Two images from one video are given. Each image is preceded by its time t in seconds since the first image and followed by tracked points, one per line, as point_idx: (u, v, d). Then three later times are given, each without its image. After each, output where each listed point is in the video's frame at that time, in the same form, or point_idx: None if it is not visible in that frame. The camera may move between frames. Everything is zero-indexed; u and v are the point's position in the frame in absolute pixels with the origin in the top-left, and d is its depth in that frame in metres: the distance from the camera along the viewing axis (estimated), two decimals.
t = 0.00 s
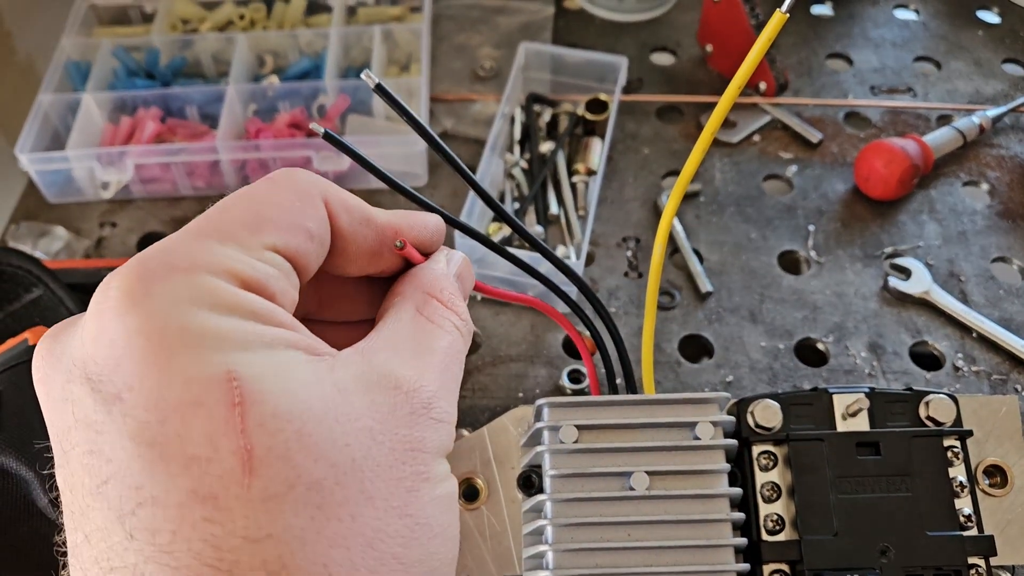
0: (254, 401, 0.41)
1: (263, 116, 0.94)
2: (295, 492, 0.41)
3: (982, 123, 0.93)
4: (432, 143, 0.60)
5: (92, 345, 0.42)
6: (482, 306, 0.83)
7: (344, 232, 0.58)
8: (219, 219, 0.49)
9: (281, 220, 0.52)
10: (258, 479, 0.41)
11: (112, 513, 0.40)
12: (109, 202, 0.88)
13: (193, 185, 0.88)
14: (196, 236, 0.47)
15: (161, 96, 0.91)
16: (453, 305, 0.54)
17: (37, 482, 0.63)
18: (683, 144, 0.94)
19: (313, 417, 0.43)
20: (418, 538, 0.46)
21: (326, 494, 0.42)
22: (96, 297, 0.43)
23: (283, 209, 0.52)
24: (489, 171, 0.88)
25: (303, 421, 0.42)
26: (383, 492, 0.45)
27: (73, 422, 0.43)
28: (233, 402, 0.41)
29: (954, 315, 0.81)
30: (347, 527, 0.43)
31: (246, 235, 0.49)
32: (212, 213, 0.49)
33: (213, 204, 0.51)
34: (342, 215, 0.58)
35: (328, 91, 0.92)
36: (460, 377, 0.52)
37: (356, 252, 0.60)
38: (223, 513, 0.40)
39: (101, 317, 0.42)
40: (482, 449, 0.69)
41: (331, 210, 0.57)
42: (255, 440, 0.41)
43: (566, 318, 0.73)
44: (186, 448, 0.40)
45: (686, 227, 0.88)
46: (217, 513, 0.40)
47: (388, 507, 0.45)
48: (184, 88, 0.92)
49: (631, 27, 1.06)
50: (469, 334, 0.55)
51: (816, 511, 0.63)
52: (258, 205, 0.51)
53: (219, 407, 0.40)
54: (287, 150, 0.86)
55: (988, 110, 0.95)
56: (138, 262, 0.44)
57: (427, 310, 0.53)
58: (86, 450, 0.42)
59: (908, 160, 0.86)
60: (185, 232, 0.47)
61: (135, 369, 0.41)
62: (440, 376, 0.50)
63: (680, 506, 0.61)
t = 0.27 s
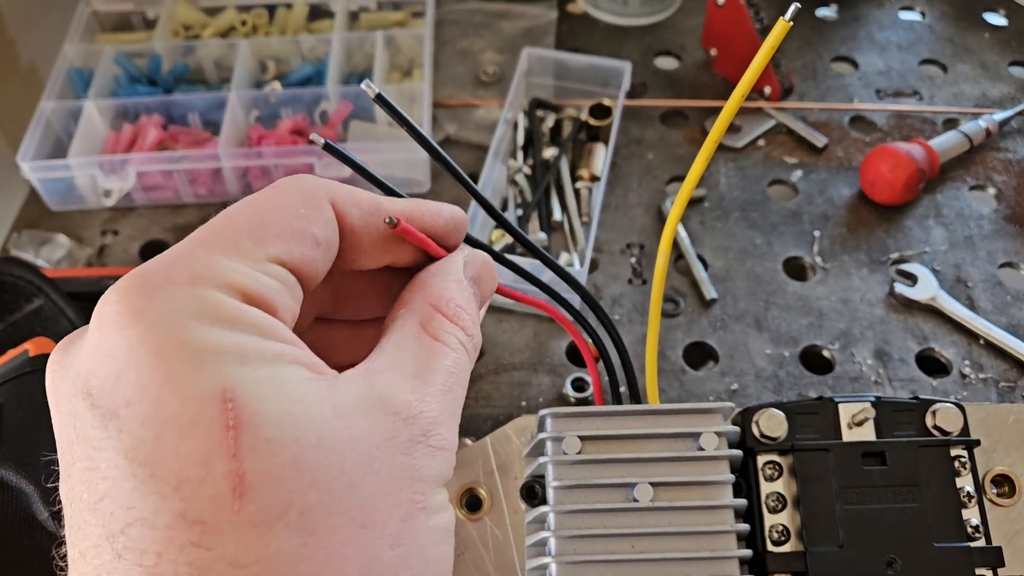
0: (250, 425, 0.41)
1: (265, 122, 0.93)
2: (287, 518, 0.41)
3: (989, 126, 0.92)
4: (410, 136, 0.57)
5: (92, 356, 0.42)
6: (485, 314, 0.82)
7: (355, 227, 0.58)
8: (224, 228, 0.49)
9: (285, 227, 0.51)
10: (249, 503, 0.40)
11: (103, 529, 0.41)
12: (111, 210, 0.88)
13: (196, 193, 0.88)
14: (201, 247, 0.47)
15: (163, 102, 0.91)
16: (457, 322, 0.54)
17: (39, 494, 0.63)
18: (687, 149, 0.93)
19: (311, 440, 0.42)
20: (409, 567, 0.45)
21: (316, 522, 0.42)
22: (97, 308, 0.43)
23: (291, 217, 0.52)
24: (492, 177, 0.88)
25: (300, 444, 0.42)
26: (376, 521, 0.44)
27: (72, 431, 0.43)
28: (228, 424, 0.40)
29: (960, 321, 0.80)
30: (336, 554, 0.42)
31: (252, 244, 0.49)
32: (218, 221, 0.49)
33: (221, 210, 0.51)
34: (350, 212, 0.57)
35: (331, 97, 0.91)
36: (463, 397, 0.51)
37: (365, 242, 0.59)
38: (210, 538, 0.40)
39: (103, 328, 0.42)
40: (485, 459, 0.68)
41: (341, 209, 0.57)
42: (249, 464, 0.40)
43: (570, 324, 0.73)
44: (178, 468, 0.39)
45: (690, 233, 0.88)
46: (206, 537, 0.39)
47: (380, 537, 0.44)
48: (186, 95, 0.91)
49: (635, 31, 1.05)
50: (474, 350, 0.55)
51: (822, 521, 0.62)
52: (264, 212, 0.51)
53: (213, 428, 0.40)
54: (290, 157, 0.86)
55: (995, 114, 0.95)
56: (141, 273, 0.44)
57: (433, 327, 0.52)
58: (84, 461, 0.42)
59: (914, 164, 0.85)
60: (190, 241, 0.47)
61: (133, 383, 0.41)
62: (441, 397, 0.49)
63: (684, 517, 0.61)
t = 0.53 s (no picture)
0: (188, 446, 0.42)
1: (268, 126, 0.92)
2: (224, 544, 0.41)
3: (1004, 128, 0.91)
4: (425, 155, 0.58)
5: (52, 373, 0.46)
6: (491, 321, 0.81)
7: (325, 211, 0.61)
8: (184, 244, 0.52)
9: (248, 233, 0.55)
10: (185, 526, 0.41)
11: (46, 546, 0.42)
12: (112, 216, 0.87)
13: (198, 197, 0.87)
14: (160, 263, 0.50)
15: (165, 106, 0.90)
16: (424, 328, 0.52)
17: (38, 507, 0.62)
18: (696, 152, 0.92)
19: (255, 458, 0.43)
20: None
21: (256, 548, 0.42)
22: (59, 323, 0.47)
23: (252, 226, 0.55)
24: (498, 181, 0.86)
25: (242, 463, 0.43)
26: (328, 546, 0.44)
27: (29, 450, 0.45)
28: (168, 442, 0.42)
29: (975, 328, 0.79)
30: None
31: (209, 252, 0.52)
32: (173, 233, 0.52)
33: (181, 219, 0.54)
34: (316, 197, 0.60)
35: (335, 101, 0.90)
36: (429, 410, 0.50)
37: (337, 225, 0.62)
38: (145, 560, 0.41)
39: (63, 346, 0.46)
40: (492, 470, 0.67)
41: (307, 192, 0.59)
42: (187, 484, 0.42)
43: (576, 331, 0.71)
44: (120, 485, 0.42)
45: (700, 238, 0.86)
46: (142, 558, 0.41)
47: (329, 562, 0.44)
48: (187, 100, 0.90)
49: (643, 32, 1.04)
50: (444, 350, 0.54)
51: (835, 534, 0.61)
52: (222, 220, 0.54)
53: (153, 447, 0.42)
54: (293, 161, 0.85)
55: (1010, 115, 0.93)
56: (97, 291, 0.47)
57: (392, 335, 0.51)
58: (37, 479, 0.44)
59: (927, 168, 0.83)
60: (150, 254, 0.51)
61: (85, 398, 0.44)
62: (401, 411, 0.48)
63: (696, 531, 0.59)
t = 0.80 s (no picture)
0: (173, 464, 0.39)
1: (277, 138, 0.91)
2: (205, 564, 0.39)
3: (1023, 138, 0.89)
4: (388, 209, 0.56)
5: (23, 393, 0.42)
6: (503, 336, 0.80)
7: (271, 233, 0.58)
8: (154, 248, 0.49)
9: (199, 235, 0.52)
10: (169, 546, 0.38)
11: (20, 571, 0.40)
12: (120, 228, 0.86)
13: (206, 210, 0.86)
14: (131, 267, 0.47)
15: (173, 118, 0.89)
16: (431, 355, 0.51)
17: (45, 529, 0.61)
18: (710, 162, 0.91)
19: (242, 474, 0.41)
20: None
21: (241, 566, 0.39)
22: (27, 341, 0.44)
23: (209, 226, 0.52)
24: (510, 194, 0.85)
25: (228, 477, 0.40)
26: (316, 567, 0.41)
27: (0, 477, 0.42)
28: (149, 461, 0.39)
29: (997, 342, 0.77)
30: None
31: (174, 255, 0.49)
32: (137, 235, 0.50)
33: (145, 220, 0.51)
34: (264, 212, 0.57)
35: (344, 112, 0.89)
36: (431, 436, 0.49)
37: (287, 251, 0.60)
38: None
39: (33, 362, 0.43)
40: (506, 489, 0.66)
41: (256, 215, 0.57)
42: (170, 505, 0.39)
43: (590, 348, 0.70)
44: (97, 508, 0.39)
45: (715, 250, 0.85)
46: None
47: None
48: (196, 111, 0.89)
49: (655, 39, 1.03)
50: (451, 388, 0.52)
51: (857, 557, 0.59)
52: (186, 225, 0.51)
53: (134, 466, 0.39)
54: (303, 174, 0.84)
55: None
56: (65, 302, 0.44)
57: (402, 362, 0.50)
58: (10, 507, 0.41)
59: (947, 178, 0.82)
60: (118, 264, 0.48)
61: (56, 417, 0.41)
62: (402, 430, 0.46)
63: (714, 555, 0.58)
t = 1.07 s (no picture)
0: (210, 500, 0.39)
1: (284, 148, 0.90)
2: None
3: None
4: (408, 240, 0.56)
5: (51, 420, 0.41)
6: (515, 350, 0.79)
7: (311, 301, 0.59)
8: (182, 275, 0.48)
9: (229, 262, 0.51)
10: None
11: None
12: (128, 241, 0.85)
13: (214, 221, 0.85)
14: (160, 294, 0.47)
15: (180, 130, 0.89)
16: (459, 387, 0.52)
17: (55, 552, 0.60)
18: (723, 171, 0.90)
19: (279, 509, 0.40)
20: None
21: None
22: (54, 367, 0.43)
23: (241, 257, 0.52)
24: (521, 204, 0.84)
25: (265, 514, 0.40)
26: None
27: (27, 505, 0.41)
28: (188, 497, 0.39)
29: (1016, 354, 0.76)
30: None
31: (205, 285, 0.49)
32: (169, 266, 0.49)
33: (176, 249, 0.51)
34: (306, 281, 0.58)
35: (353, 122, 0.88)
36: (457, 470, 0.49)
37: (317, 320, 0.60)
38: None
39: (62, 389, 0.42)
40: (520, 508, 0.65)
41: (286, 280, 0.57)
42: (210, 542, 0.39)
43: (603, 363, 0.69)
44: (133, 545, 0.38)
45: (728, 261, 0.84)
46: None
47: None
48: (202, 122, 0.89)
49: (665, 46, 1.02)
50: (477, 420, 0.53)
51: None
52: (218, 255, 0.51)
53: (172, 502, 0.39)
54: (311, 185, 0.83)
55: None
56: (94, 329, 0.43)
57: (432, 394, 0.51)
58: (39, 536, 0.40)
59: (964, 187, 0.81)
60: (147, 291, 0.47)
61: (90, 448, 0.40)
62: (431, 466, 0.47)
63: None
